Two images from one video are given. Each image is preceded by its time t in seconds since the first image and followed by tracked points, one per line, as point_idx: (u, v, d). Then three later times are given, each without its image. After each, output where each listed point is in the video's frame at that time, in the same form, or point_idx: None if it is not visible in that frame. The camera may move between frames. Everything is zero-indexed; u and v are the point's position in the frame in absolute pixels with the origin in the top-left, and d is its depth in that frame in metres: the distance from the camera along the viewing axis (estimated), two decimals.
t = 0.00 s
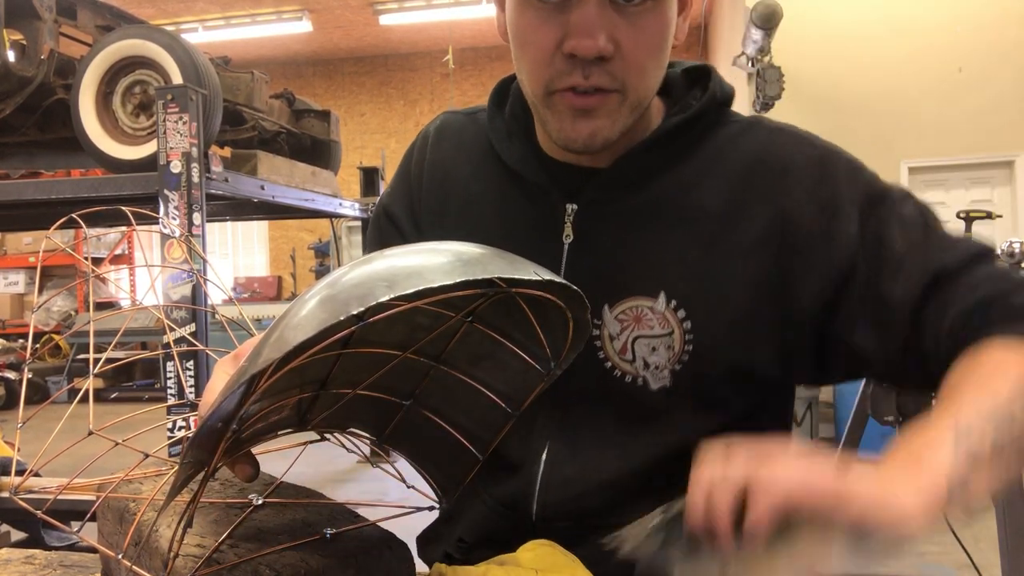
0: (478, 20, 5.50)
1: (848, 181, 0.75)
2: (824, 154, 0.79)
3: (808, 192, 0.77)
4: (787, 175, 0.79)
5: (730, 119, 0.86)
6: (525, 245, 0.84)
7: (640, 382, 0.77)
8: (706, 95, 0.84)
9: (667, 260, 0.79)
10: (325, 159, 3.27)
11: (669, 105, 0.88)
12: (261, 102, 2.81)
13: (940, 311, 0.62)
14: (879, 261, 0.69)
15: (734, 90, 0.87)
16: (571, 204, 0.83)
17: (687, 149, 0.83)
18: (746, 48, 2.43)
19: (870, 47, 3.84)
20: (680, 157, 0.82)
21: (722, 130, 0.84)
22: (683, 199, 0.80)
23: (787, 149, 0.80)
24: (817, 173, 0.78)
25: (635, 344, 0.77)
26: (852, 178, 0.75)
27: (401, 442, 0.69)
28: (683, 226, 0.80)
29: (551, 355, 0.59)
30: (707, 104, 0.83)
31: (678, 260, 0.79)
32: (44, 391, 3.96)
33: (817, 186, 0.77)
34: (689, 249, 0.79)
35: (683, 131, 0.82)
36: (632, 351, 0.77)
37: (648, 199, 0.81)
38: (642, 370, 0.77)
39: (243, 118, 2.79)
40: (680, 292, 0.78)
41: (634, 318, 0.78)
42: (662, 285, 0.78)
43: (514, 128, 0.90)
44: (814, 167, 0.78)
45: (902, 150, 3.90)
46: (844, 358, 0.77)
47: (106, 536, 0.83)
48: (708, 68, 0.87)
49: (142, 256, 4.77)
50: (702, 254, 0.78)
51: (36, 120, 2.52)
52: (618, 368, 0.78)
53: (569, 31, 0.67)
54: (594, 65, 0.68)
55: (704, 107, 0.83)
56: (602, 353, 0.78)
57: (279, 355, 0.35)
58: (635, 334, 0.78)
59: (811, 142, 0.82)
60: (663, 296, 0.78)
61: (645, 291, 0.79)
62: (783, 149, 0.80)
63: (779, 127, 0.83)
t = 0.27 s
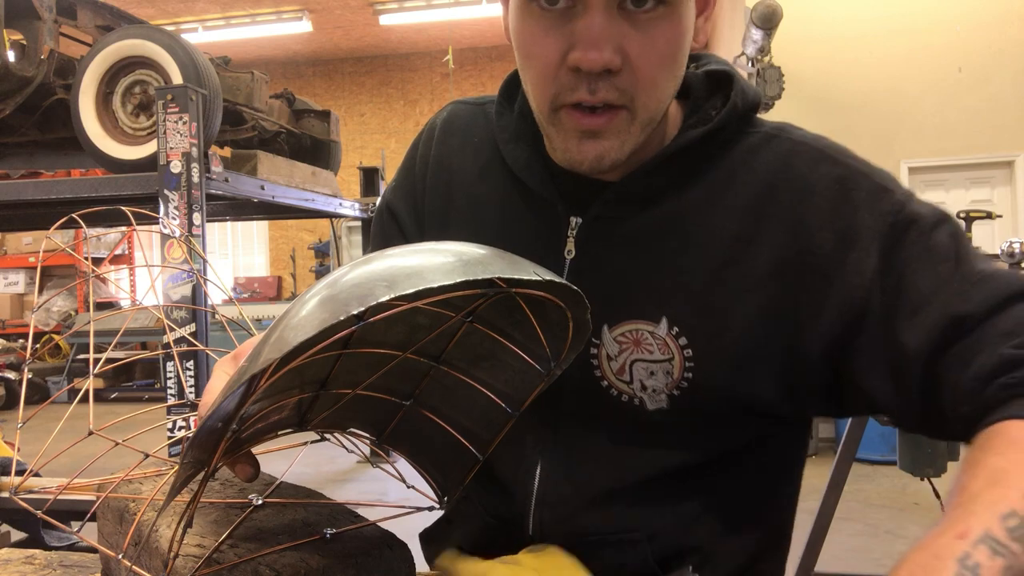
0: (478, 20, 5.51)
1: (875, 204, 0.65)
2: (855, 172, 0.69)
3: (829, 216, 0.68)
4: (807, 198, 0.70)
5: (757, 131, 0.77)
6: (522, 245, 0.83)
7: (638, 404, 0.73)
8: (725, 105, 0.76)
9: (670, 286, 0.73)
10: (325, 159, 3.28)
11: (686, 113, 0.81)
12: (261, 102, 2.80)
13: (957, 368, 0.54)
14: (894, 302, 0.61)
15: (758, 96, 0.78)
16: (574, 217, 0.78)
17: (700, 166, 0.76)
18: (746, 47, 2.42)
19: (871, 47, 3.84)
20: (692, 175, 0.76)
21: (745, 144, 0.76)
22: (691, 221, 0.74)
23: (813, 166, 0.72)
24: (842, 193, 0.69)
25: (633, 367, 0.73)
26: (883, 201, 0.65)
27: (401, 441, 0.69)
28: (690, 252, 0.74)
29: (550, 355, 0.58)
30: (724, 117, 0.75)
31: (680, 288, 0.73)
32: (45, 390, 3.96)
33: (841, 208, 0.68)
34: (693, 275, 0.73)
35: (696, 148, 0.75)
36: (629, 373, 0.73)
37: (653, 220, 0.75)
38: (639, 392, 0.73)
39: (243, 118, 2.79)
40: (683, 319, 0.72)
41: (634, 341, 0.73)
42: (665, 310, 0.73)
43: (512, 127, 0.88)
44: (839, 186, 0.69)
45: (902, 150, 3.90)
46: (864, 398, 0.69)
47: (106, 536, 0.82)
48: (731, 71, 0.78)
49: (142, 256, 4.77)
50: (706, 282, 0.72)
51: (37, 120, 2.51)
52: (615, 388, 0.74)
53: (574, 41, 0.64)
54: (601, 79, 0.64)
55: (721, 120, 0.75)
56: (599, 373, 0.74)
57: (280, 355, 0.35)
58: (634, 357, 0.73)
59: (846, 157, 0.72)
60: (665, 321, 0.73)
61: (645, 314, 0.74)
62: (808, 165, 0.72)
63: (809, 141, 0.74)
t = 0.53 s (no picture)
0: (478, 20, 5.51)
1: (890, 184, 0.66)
2: (865, 155, 0.70)
3: (843, 203, 0.69)
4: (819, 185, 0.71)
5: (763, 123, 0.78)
6: (522, 247, 0.83)
7: (647, 414, 0.73)
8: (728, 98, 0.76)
9: (681, 280, 0.73)
10: (325, 159, 3.28)
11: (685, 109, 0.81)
12: (261, 102, 2.80)
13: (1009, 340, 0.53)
14: (925, 280, 0.60)
15: (761, 87, 0.79)
16: (568, 222, 0.79)
17: (707, 160, 0.76)
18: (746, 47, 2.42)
19: (871, 47, 3.84)
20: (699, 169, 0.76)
21: (749, 136, 0.77)
22: (701, 215, 0.75)
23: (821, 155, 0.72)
24: (853, 178, 0.69)
25: (640, 374, 0.73)
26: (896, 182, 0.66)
27: (401, 442, 0.69)
28: (701, 244, 0.74)
29: (550, 356, 0.58)
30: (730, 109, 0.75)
31: (692, 281, 0.73)
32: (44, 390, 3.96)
33: (854, 193, 0.68)
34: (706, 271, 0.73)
35: (702, 143, 0.75)
36: (635, 381, 0.73)
37: (664, 215, 0.75)
38: (648, 402, 0.73)
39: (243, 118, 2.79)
40: (688, 320, 0.72)
41: (637, 347, 0.73)
42: (670, 312, 0.73)
43: (508, 127, 0.88)
44: (850, 171, 0.70)
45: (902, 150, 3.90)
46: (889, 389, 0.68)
47: (105, 536, 0.83)
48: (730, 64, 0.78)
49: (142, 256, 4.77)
50: (718, 275, 0.73)
51: (37, 120, 2.51)
52: (621, 399, 0.74)
53: (538, 50, 0.63)
54: (567, 87, 0.63)
55: (727, 113, 0.75)
56: (604, 381, 0.74)
57: (279, 355, 0.35)
58: (638, 364, 0.73)
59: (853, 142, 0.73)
60: (668, 324, 0.73)
61: (650, 319, 0.74)
62: (817, 153, 0.73)
63: (816, 129, 0.75)
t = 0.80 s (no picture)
0: (478, 20, 5.51)
1: (854, 229, 0.56)
2: (848, 193, 0.60)
3: (795, 242, 0.61)
4: (786, 219, 0.63)
5: (767, 142, 0.71)
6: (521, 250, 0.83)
7: (622, 444, 0.71)
8: (729, 111, 0.71)
9: (655, 304, 0.71)
10: (325, 159, 3.28)
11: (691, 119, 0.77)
12: (261, 103, 2.80)
13: (799, 385, 0.47)
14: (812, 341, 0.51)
15: (771, 97, 0.72)
16: (560, 233, 0.78)
17: (702, 178, 0.73)
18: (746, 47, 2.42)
19: (871, 48, 3.84)
20: (691, 188, 0.73)
21: (749, 156, 0.71)
22: (682, 237, 0.72)
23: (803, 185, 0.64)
24: (823, 215, 0.60)
25: (616, 399, 0.71)
26: (858, 229, 0.55)
27: (400, 444, 0.68)
28: (673, 268, 0.71)
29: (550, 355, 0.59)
30: (722, 128, 0.71)
31: (662, 306, 0.71)
32: (44, 391, 3.97)
33: (812, 232, 0.60)
34: (674, 295, 0.70)
35: (694, 158, 0.72)
36: (612, 406, 0.71)
37: (646, 235, 0.74)
38: (623, 430, 0.71)
39: (244, 118, 2.79)
40: (670, 347, 0.69)
41: (616, 371, 0.71)
42: (651, 337, 0.70)
43: (508, 130, 0.88)
44: (824, 208, 0.61)
45: (903, 151, 3.90)
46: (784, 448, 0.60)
47: (107, 536, 0.85)
48: (734, 73, 0.73)
49: (142, 256, 4.78)
50: (686, 305, 0.69)
51: (37, 120, 2.51)
52: (599, 423, 0.72)
53: (546, 48, 0.62)
54: (576, 86, 0.62)
55: (719, 129, 0.71)
56: (583, 406, 0.73)
57: (279, 355, 0.35)
58: (616, 388, 0.71)
59: (855, 176, 0.63)
60: (650, 349, 0.70)
61: (631, 343, 0.71)
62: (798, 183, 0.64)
63: (816, 155, 0.66)
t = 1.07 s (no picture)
0: (478, 20, 5.51)
1: (844, 255, 0.58)
2: (847, 211, 0.61)
3: (790, 261, 0.62)
4: (782, 235, 0.64)
5: (771, 153, 0.71)
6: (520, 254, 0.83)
7: (620, 455, 0.73)
8: (734, 121, 0.71)
9: (653, 314, 0.72)
10: (325, 159, 3.28)
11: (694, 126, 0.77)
12: (261, 102, 2.80)
13: (756, 413, 0.53)
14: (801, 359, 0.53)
15: (774, 106, 0.73)
16: (559, 242, 0.78)
17: (704, 189, 0.73)
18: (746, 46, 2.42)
19: (871, 48, 3.84)
20: (693, 199, 0.73)
21: (753, 166, 0.72)
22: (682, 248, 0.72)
23: (801, 200, 0.64)
24: (812, 236, 0.62)
25: (612, 412, 0.72)
26: (852, 255, 0.57)
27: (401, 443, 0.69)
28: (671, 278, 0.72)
29: (550, 356, 0.59)
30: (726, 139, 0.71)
31: (661, 316, 0.71)
32: (44, 390, 3.97)
33: (807, 250, 0.61)
34: (671, 305, 0.71)
35: (698, 168, 0.72)
36: (609, 419, 0.73)
37: (645, 244, 0.74)
38: (621, 442, 0.72)
39: (244, 118, 2.78)
40: (666, 361, 0.70)
41: (613, 383, 0.72)
42: (648, 351, 0.71)
43: (508, 133, 0.88)
44: (823, 226, 0.61)
45: (903, 151, 3.90)
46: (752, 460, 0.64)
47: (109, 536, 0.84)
48: (738, 82, 0.73)
49: (142, 255, 4.78)
50: (684, 316, 0.70)
51: (37, 120, 2.52)
52: (596, 433, 0.74)
53: (548, 53, 0.63)
54: (578, 93, 0.62)
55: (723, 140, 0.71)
56: (580, 416, 0.74)
57: (279, 358, 0.35)
58: (613, 401, 0.72)
59: (856, 193, 0.63)
60: (647, 362, 0.71)
61: (628, 355, 0.72)
62: (797, 198, 0.64)
63: (818, 168, 0.66)
